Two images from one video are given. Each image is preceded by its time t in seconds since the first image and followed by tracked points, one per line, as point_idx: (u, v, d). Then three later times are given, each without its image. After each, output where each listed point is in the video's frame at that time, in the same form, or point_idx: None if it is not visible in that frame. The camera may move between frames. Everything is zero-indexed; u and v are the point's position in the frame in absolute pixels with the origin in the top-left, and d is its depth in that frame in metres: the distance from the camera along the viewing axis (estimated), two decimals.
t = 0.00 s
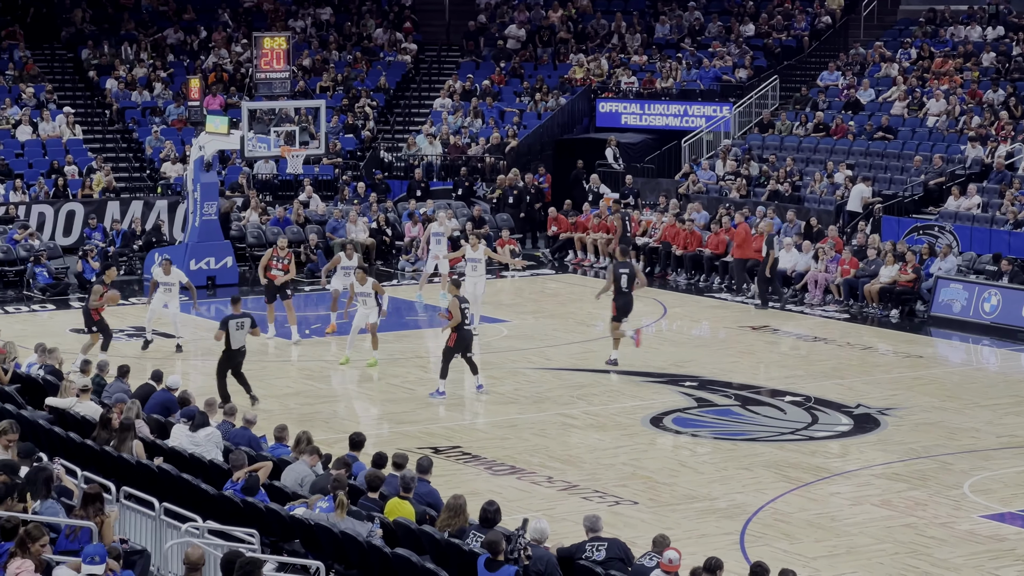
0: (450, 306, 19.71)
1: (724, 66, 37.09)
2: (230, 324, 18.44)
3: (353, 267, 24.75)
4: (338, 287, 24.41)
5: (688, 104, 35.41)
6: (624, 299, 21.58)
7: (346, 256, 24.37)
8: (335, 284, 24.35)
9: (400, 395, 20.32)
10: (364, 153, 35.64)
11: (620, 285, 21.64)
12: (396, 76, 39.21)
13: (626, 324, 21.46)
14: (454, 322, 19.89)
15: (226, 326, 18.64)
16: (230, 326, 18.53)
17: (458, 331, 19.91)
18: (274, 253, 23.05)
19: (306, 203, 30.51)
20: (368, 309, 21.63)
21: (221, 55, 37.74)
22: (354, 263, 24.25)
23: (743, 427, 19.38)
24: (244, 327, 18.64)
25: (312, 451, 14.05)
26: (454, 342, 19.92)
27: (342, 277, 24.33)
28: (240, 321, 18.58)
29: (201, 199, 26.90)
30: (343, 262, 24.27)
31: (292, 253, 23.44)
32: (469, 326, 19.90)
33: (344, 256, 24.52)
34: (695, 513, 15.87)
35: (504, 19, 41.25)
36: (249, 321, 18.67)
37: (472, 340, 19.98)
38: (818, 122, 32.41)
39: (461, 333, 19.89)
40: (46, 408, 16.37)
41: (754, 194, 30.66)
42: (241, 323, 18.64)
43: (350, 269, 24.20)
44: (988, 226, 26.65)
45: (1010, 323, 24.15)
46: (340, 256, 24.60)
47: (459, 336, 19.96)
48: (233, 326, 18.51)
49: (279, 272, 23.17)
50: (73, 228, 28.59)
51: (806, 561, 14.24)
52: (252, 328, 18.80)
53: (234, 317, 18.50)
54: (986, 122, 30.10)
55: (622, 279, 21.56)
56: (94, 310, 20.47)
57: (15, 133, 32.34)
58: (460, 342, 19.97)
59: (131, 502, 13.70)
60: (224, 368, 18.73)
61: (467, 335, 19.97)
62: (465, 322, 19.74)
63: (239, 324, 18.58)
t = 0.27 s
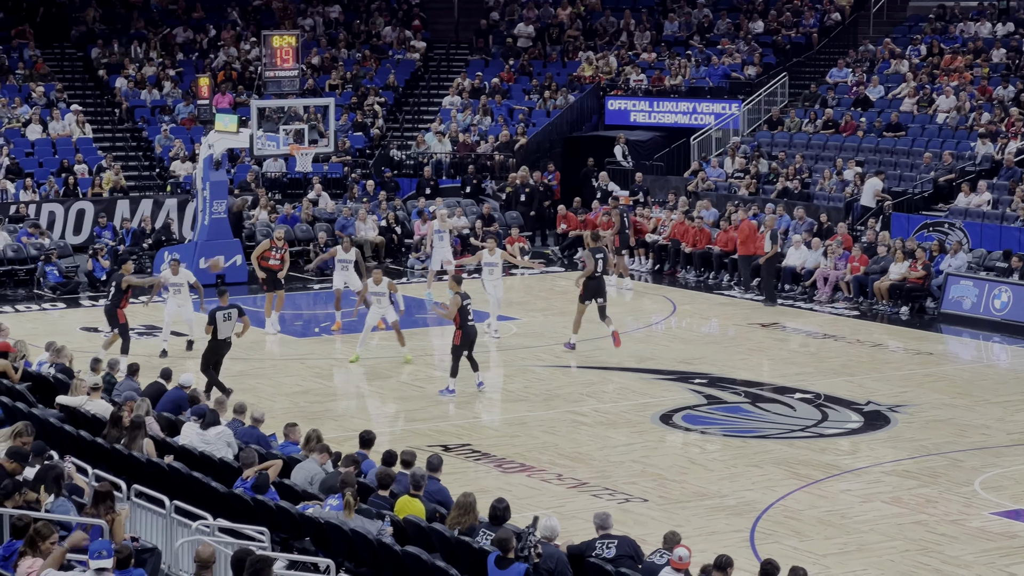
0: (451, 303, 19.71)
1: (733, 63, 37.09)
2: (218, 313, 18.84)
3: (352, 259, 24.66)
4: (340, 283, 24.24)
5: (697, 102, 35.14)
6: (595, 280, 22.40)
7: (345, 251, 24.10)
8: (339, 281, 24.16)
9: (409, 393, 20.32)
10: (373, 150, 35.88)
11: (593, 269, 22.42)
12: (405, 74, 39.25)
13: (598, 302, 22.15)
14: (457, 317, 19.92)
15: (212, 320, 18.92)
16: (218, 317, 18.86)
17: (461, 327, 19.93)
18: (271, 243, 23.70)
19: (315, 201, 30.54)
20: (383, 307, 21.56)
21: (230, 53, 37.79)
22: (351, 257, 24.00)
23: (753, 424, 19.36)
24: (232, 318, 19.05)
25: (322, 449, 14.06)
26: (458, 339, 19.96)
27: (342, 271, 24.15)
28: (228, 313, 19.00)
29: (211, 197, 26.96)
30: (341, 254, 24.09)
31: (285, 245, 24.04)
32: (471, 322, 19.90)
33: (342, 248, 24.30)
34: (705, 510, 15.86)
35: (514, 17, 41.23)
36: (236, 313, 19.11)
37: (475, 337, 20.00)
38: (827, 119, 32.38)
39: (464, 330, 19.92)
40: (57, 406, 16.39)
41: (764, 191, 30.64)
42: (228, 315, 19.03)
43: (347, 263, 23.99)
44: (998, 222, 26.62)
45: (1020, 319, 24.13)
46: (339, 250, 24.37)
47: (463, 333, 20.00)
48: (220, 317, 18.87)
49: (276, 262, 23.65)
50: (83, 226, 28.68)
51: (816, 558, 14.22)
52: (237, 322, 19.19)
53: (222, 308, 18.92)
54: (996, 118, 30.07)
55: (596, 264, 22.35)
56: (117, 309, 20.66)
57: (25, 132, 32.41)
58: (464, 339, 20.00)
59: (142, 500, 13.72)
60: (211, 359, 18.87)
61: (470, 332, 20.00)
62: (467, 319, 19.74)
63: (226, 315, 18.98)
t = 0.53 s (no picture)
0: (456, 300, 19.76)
1: (738, 60, 37.09)
2: (206, 306, 18.88)
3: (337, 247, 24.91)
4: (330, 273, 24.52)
5: (702, 99, 35.46)
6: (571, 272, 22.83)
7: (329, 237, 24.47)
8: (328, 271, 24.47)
9: (414, 391, 20.32)
10: (378, 148, 35.90)
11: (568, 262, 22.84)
12: (409, 72, 39.26)
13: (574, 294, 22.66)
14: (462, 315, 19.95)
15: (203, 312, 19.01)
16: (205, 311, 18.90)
17: (466, 324, 19.97)
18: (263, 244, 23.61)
19: (320, 198, 30.54)
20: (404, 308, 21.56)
21: (235, 51, 37.81)
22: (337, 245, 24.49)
23: (758, 421, 19.35)
24: (220, 312, 19.01)
25: (327, 447, 14.04)
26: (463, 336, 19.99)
27: (327, 261, 24.56)
28: (217, 306, 18.99)
29: (216, 194, 27.00)
30: (326, 243, 24.51)
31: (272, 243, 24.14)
32: (476, 319, 19.93)
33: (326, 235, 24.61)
34: (710, 508, 15.85)
35: (518, 14, 41.25)
36: (226, 307, 19.06)
37: (480, 334, 20.02)
38: (832, 116, 32.38)
39: (468, 327, 19.95)
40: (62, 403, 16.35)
41: (768, 188, 30.64)
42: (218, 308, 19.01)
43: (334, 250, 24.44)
44: (1003, 219, 26.62)
45: None
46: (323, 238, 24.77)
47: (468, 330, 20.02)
48: (209, 311, 18.91)
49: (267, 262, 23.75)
50: (88, 224, 28.69)
51: (821, 556, 14.21)
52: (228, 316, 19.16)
53: (212, 301, 18.94)
54: (1001, 115, 30.08)
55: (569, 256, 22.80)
56: (128, 307, 20.82)
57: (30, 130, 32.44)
58: (469, 336, 20.03)
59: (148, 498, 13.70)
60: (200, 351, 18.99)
61: (475, 329, 20.02)
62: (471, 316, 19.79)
63: (216, 309, 18.97)
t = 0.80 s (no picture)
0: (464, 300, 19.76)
1: (741, 59, 37.10)
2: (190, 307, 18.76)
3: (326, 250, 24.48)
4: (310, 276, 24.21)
5: (704, 98, 35.28)
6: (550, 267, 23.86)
7: (313, 240, 24.14)
8: (309, 274, 24.16)
9: (417, 390, 20.32)
10: (381, 147, 35.93)
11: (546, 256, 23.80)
12: (412, 71, 39.27)
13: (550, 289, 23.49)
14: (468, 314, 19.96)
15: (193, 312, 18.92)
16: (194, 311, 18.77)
17: (471, 324, 19.98)
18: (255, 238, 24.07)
19: (323, 197, 30.52)
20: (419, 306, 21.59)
21: (238, 50, 37.82)
22: (319, 248, 24.04)
23: (760, 420, 19.34)
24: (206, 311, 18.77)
25: (329, 446, 14.05)
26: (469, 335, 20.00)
27: (312, 263, 24.21)
28: (203, 305, 18.79)
29: (218, 194, 27.03)
30: (311, 246, 24.24)
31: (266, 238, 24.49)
32: (481, 319, 19.94)
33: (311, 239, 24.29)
34: (713, 507, 15.84)
35: (521, 13, 41.23)
36: (212, 306, 18.80)
37: (485, 334, 20.01)
38: (835, 116, 32.37)
39: (473, 326, 19.95)
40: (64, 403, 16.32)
41: (771, 187, 30.62)
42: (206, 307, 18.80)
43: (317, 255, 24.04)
44: (1005, 218, 26.63)
45: None
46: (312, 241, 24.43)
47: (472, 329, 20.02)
48: (195, 311, 18.79)
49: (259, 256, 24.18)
50: (90, 223, 28.68)
51: (824, 555, 14.21)
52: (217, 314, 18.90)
53: (199, 300, 18.75)
54: (1004, 114, 30.06)
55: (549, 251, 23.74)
56: (132, 305, 20.81)
57: (33, 129, 32.46)
58: (473, 334, 20.05)
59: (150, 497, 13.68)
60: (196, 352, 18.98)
61: (479, 328, 20.02)
62: (478, 316, 19.81)
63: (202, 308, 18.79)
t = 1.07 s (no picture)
0: (464, 298, 19.73)
1: (743, 57, 37.13)
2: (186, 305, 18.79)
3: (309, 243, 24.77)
4: (298, 269, 24.51)
5: (707, 97, 35.13)
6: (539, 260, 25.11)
7: (300, 232, 24.42)
8: (297, 267, 24.48)
9: (418, 388, 20.32)
10: (383, 145, 35.95)
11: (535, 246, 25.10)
12: (414, 69, 39.28)
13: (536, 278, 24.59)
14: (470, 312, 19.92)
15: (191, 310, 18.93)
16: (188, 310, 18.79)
17: (472, 322, 19.96)
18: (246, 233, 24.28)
19: (325, 196, 30.51)
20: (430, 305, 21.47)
21: (239, 48, 37.85)
22: (307, 240, 24.39)
23: (762, 419, 19.34)
24: (201, 309, 18.76)
25: (331, 444, 14.05)
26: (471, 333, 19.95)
27: (299, 257, 24.48)
28: (199, 303, 18.77)
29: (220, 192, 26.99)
30: (297, 239, 24.49)
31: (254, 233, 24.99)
32: (483, 317, 19.90)
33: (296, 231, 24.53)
34: (715, 505, 15.84)
35: (523, 11, 41.23)
36: (207, 303, 18.77)
37: (488, 331, 19.96)
38: (837, 114, 32.38)
39: (474, 324, 19.89)
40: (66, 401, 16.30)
41: (773, 185, 30.62)
42: (200, 306, 18.80)
43: (304, 246, 24.39)
44: (1008, 216, 26.64)
45: None
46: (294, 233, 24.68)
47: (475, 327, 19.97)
48: (191, 309, 18.80)
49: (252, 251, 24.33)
50: (92, 221, 28.67)
51: (827, 553, 14.21)
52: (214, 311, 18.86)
53: (193, 298, 18.76)
54: (1006, 112, 30.06)
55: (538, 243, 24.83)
56: (129, 301, 20.88)
57: (35, 127, 32.47)
58: (475, 332, 20.01)
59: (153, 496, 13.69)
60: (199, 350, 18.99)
61: (481, 327, 19.96)
62: (478, 314, 19.80)
63: (198, 306, 18.77)
